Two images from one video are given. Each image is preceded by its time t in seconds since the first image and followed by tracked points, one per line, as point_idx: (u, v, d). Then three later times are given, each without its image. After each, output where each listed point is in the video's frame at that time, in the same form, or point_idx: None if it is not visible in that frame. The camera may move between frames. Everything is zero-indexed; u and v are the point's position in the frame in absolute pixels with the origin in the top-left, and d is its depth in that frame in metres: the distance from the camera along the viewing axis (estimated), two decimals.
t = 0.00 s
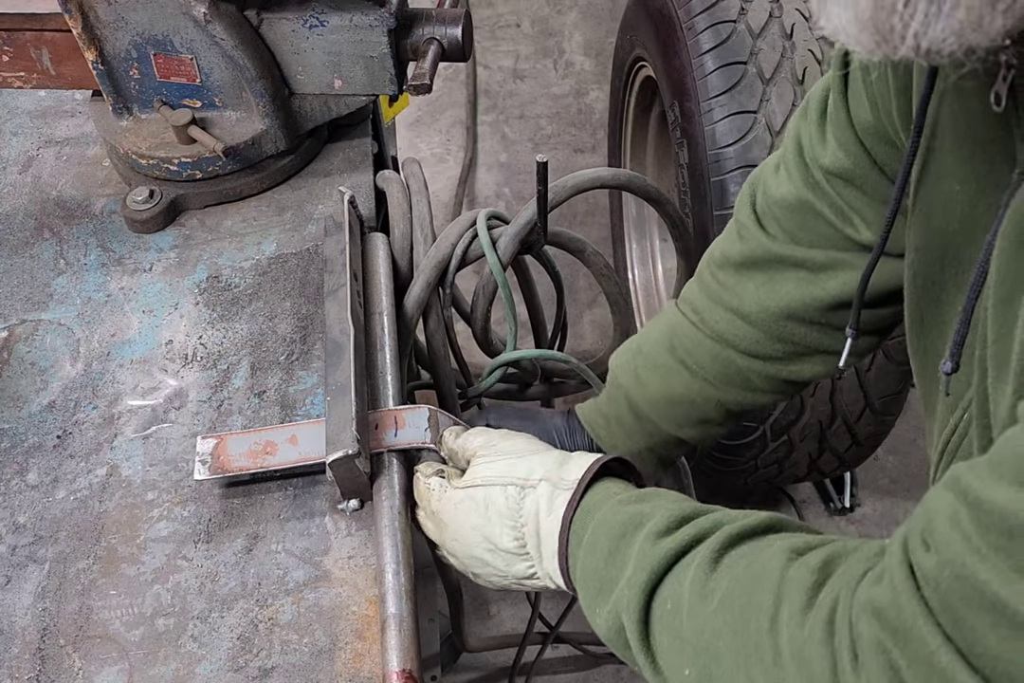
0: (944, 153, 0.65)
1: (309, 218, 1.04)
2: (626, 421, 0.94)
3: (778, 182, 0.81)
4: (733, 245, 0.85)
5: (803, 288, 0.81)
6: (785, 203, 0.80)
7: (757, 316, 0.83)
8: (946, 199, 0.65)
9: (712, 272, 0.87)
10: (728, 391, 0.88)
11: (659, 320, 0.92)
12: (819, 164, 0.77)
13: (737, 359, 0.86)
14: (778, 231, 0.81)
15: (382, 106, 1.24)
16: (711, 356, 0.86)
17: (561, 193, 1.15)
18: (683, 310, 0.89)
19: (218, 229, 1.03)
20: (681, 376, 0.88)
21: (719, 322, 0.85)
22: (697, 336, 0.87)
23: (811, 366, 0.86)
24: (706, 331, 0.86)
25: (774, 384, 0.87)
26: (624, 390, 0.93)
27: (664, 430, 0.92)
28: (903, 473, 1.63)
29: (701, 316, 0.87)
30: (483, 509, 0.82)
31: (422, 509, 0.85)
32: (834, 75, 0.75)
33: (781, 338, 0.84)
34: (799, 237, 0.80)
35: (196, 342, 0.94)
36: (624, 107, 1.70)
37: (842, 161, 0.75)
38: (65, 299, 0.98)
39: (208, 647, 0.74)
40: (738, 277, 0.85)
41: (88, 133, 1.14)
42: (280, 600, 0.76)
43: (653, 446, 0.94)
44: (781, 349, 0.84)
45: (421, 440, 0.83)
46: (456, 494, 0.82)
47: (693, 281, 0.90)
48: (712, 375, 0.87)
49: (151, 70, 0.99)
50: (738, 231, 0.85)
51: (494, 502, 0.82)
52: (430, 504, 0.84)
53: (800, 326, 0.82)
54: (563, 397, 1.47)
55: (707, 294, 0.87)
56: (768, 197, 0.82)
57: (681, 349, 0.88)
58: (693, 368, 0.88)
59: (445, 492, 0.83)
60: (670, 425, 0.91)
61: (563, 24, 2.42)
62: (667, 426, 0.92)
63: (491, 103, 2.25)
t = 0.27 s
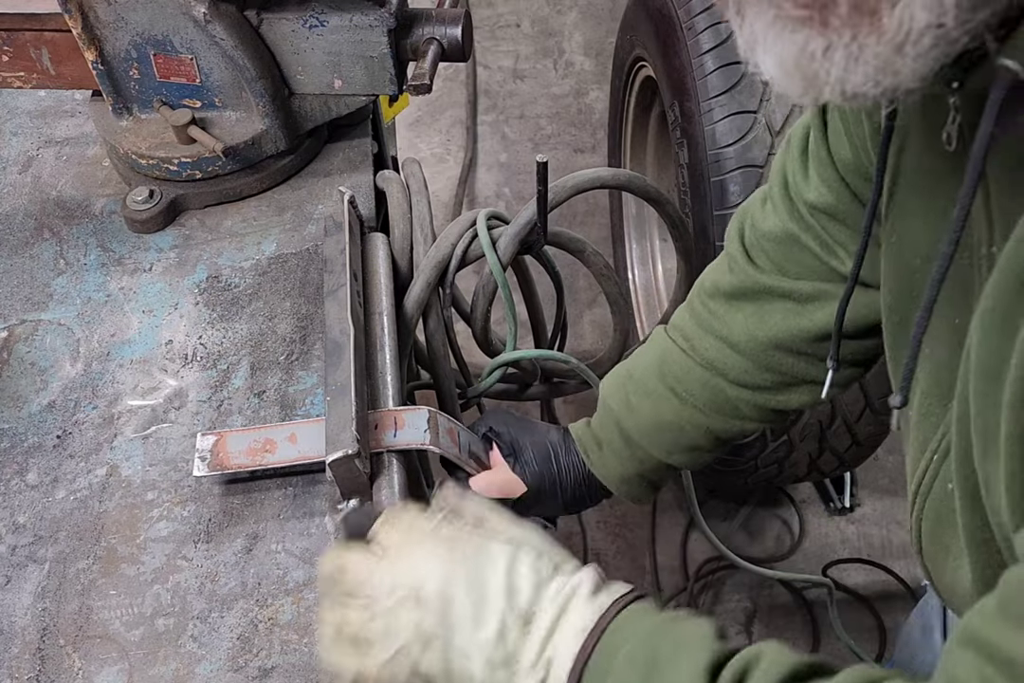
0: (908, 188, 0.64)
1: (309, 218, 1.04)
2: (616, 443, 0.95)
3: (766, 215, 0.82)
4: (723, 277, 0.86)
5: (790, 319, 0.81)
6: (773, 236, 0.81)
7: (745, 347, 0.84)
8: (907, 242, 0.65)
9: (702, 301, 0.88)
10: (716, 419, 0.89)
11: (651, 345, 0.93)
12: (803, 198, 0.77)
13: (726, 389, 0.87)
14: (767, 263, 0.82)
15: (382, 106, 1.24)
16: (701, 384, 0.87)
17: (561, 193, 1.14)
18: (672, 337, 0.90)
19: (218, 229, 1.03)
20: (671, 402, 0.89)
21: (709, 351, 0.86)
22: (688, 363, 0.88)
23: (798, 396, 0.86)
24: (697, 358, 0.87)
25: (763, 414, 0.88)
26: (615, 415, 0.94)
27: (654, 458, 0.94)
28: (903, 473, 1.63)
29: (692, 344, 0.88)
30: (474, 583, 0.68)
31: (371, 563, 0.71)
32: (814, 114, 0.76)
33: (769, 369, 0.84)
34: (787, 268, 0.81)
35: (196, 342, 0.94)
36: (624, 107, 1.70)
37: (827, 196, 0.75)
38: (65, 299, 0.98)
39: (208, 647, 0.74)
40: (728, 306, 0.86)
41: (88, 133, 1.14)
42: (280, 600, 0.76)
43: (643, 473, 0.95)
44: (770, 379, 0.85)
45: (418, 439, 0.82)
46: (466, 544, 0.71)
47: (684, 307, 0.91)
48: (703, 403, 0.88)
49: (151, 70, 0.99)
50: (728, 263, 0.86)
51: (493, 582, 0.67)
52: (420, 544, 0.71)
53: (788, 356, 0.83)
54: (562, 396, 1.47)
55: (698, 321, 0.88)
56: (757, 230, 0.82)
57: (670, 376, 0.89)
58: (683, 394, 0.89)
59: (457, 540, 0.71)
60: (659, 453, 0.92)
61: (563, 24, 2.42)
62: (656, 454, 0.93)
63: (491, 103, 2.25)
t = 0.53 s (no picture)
0: (889, 217, 0.67)
1: (309, 218, 1.04)
2: (610, 449, 0.95)
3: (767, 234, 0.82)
4: (721, 290, 0.86)
5: (786, 336, 0.82)
6: (773, 254, 0.81)
7: (741, 362, 0.85)
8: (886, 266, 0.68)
9: (700, 312, 0.89)
10: (710, 431, 0.90)
11: (647, 353, 0.93)
12: (800, 220, 0.78)
13: (720, 403, 0.88)
14: (764, 279, 0.83)
15: (382, 106, 1.24)
16: (696, 396, 0.88)
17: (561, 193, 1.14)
18: (669, 348, 0.90)
19: (218, 229, 1.03)
20: (665, 414, 0.90)
21: (705, 364, 0.87)
22: (685, 375, 0.89)
23: (791, 411, 0.87)
24: (695, 370, 0.88)
25: (756, 427, 0.89)
26: (611, 423, 0.94)
27: (647, 467, 0.95)
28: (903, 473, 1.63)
29: (689, 356, 0.89)
30: (407, 616, 0.69)
31: (310, 611, 0.71)
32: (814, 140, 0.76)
33: (764, 384, 0.85)
34: (785, 286, 0.81)
35: (196, 342, 0.94)
36: (624, 107, 1.70)
37: (826, 221, 0.76)
38: (64, 299, 0.98)
39: (207, 647, 0.74)
40: (725, 319, 0.86)
41: (88, 134, 1.14)
42: (279, 600, 0.77)
43: (636, 481, 0.96)
44: (764, 395, 0.86)
45: (417, 441, 0.82)
46: (398, 577, 0.72)
47: (681, 317, 0.91)
48: (697, 416, 0.89)
49: (151, 70, 0.99)
50: (728, 277, 0.86)
51: (423, 613, 0.69)
52: (358, 582, 0.72)
53: (782, 372, 0.84)
54: (563, 396, 1.47)
55: (695, 333, 0.89)
56: (755, 247, 0.83)
57: (667, 386, 0.90)
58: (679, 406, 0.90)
59: (388, 575, 0.72)
60: (652, 462, 0.93)
61: (563, 24, 2.42)
62: (649, 463, 0.93)
63: (491, 103, 2.25)
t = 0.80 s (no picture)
0: (884, 218, 0.67)
1: (309, 218, 1.04)
2: (619, 438, 0.95)
3: (786, 233, 0.83)
4: (741, 283, 0.87)
5: (799, 331, 0.83)
6: (790, 253, 0.82)
7: (753, 354, 0.86)
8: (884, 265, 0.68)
9: (717, 304, 0.90)
10: (720, 423, 0.90)
11: (663, 345, 0.94)
12: (816, 220, 0.79)
13: (732, 395, 0.88)
14: (782, 276, 0.84)
15: (382, 106, 1.24)
16: (708, 386, 0.89)
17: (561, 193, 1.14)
18: (686, 339, 0.92)
19: (218, 229, 1.03)
20: (675, 403, 0.91)
21: (717, 355, 0.88)
22: (698, 365, 0.90)
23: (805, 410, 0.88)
24: (708, 361, 0.89)
25: (767, 424, 0.90)
26: (620, 411, 0.95)
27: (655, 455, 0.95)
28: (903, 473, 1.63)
29: (704, 348, 0.90)
30: (425, 654, 0.71)
31: (323, 622, 0.72)
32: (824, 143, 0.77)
33: (777, 378, 0.86)
34: (799, 282, 0.83)
35: (196, 342, 0.94)
36: (624, 107, 1.70)
37: (831, 231, 0.78)
38: (64, 299, 0.98)
39: (207, 648, 0.74)
40: (741, 313, 0.87)
41: (88, 134, 1.14)
42: (279, 600, 0.76)
43: (642, 470, 0.96)
44: (777, 390, 0.86)
45: (418, 441, 0.82)
46: (415, 607, 0.72)
47: (700, 309, 0.92)
48: (708, 407, 0.90)
49: (151, 70, 0.99)
50: (746, 271, 0.87)
51: (442, 653, 0.71)
52: (373, 605, 0.72)
53: (795, 368, 0.85)
54: (563, 396, 1.47)
55: (712, 324, 0.90)
56: (775, 245, 0.84)
57: (680, 375, 0.91)
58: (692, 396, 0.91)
59: (406, 605, 0.72)
60: (660, 451, 0.93)
61: (563, 24, 2.42)
62: (657, 451, 0.94)
63: (491, 103, 2.25)
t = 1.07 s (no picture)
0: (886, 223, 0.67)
1: (309, 218, 1.04)
2: (620, 437, 0.95)
3: (790, 237, 0.83)
4: (744, 286, 0.88)
5: (801, 334, 0.83)
6: (793, 256, 0.82)
7: (756, 356, 0.86)
8: (887, 272, 0.68)
9: (721, 307, 0.90)
10: (722, 424, 0.90)
11: (667, 346, 0.95)
12: (819, 224, 0.79)
13: (735, 397, 0.88)
14: (785, 279, 0.84)
15: (382, 106, 1.24)
16: (711, 388, 0.89)
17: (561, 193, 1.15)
18: (689, 341, 0.92)
19: (218, 229, 1.03)
20: (677, 404, 0.91)
21: (720, 356, 0.88)
22: (700, 365, 0.90)
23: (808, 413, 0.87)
24: (710, 362, 0.89)
25: (769, 427, 0.89)
26: (622, 410, 0.95)
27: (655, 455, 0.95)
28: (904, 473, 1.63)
29: (707, 350, 0.90)
30: (426, 656, 0.71)
31: (324, 623, 0.72)
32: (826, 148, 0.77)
33: (780, 381, 0.86)
34: (802, 285, 0.83)
35: (196, 341, 0.94)
36: (624, 107, 1.70)
37: (833, 235, 0.78)
38: (64, 299, 0.98)
39: (207, 647, 0.74)
40: (744, 315, 0.88)
41: (88, 134, 1.14)
42: (279, 600, 0.77)
43: (641, 469, 0.96)
44: (780, 393, 0.86)
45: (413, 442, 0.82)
46: (415, 611, 0.72)
47: (705, 311, 0.92)
48: (711, 409, 0.90)
49: (151, 70, 0.99)
50: (750, 274, 0.87)
51: (442, 658, 0.71)
52: (374, 607, 0.72)
53: (798, 371, 0.85)
54: (563, 396, 1.47)
55: (715, 327, 0.90)
56: (778, 249, 0.84)
57: (683, 376, 0.91)
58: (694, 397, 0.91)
59: (407, 607, 0.72)
60: (660, 449, 0.93)
61: (563, 24, 2.42)
62: (657, 451, 0.94)
63: (491, 103, 2.25)
